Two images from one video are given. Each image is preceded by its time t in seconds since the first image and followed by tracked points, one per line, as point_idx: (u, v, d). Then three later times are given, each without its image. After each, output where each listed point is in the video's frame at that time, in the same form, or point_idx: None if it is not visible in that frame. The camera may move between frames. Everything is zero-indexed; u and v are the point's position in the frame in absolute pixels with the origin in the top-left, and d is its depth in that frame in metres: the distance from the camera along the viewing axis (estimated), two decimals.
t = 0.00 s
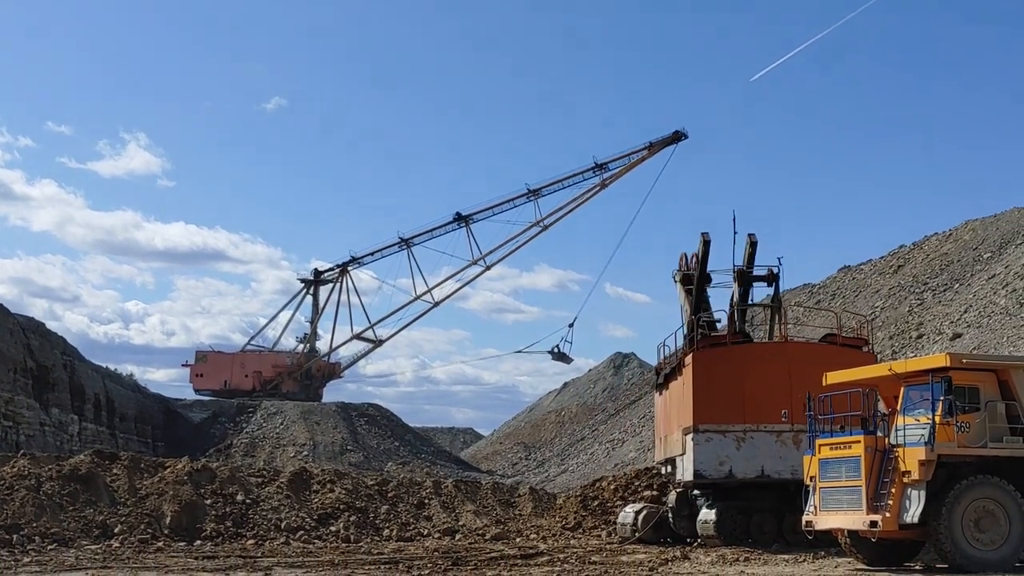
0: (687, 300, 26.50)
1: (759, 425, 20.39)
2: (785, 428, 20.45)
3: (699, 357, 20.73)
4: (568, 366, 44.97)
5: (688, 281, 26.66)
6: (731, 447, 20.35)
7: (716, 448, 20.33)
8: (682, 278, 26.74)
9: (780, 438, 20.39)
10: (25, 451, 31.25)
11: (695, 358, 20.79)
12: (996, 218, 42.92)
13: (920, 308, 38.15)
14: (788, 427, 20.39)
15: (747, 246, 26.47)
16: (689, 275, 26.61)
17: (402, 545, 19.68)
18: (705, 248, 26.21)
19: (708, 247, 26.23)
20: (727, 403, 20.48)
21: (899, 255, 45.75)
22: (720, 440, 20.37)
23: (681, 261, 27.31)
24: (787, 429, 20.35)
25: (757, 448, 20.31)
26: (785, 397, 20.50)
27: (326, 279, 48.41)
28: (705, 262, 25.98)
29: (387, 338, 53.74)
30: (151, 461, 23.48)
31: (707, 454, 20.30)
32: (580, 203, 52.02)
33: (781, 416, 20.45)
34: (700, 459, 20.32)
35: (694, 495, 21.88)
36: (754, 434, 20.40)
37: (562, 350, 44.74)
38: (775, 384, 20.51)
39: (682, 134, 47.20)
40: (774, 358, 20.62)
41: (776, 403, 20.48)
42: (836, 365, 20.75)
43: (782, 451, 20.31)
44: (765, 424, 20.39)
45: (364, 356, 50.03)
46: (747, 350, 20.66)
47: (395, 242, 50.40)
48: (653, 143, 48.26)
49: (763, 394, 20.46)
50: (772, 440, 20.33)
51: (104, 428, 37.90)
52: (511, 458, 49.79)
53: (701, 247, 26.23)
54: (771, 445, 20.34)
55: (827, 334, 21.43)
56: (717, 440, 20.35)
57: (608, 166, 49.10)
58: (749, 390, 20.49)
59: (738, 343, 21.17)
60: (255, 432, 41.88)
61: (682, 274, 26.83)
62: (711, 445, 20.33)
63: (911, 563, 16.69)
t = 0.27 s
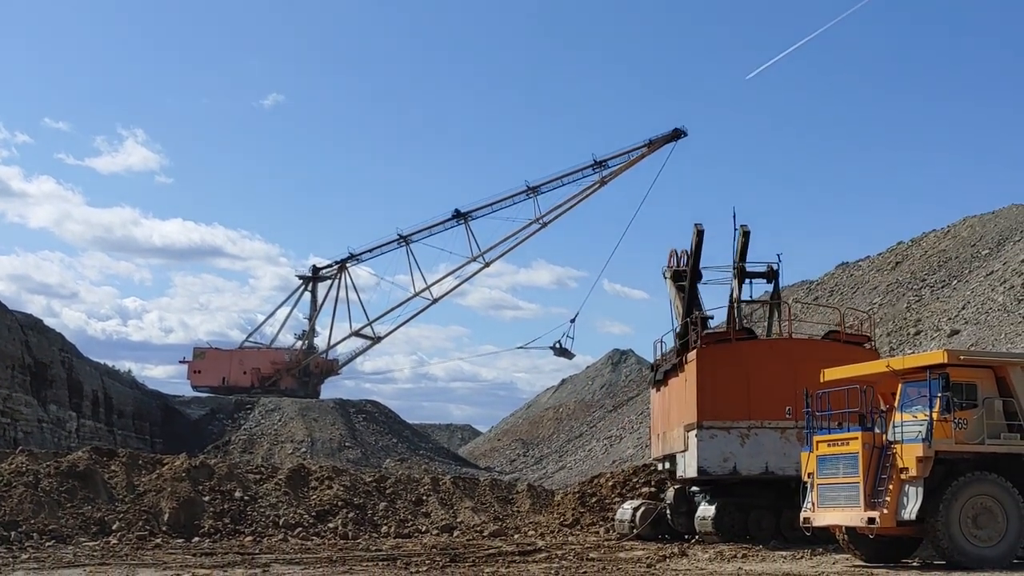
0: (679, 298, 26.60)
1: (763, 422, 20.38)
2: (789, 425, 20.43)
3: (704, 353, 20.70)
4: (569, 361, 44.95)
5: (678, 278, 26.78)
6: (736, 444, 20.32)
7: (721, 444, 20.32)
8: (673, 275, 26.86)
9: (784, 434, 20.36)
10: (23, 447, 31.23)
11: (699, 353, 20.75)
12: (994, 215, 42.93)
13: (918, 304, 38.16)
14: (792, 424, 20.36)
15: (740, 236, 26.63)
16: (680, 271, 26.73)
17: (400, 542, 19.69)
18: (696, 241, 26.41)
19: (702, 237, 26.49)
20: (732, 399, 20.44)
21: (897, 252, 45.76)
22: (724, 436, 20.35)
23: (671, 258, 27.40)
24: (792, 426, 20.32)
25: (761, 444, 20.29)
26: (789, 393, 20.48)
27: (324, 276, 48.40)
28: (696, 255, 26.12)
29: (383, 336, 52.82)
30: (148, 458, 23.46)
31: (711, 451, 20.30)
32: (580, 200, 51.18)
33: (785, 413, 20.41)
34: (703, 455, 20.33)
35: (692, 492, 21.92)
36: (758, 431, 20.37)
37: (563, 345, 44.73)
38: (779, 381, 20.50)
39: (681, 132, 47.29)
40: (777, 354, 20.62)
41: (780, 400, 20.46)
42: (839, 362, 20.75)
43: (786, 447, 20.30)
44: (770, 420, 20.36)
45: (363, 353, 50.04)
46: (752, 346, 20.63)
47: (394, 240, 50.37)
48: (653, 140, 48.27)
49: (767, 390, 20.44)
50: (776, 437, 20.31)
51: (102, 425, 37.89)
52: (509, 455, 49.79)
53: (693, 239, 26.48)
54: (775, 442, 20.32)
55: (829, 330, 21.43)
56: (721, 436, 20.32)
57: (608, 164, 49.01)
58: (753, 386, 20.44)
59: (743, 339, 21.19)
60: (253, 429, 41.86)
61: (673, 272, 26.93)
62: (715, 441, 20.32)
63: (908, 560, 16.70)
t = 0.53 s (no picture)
0: (673, 294, 26.67)
1: (766, 419, 20.37)
2: (793, 422, 20.40)
3: (705, 350, 20.69)
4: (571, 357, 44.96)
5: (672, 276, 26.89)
6: (738, 441, 20.32)
7: (724, 441, 20.32)
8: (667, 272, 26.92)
9: (787, 431, 20.35)
10: (22, 444, 31.24)
11: (701, 350, 20.74)
12: (993, 212, 42.92)
13: (917, 301, 38.15)
14: (795, 420, 20.34)
15: (734, 228, 26.81)
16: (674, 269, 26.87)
17: (399, 538, 19.72)
18: (690, 234, 26.50)
19: (696, 229, 26.49)
20: (734, 396, 20.43)
21: (896, 249, 45.74)
22: (728, 433, 20.33)
23: (664, 256, 27.53)
24: (795, 422, 20.30)
25: (764, 441, 20.28)
26: (793, 390, 20.46)
27: (324, 273, 48.38)
28: (691, 250, 26.24)
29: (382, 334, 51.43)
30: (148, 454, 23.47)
31: (714, 448, 20.30)
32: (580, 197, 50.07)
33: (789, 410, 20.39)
34: (706, 452, 20.33)
35: (690, 488, 21.95)
36: (761, 428, 20.36)
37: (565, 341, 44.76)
38: (781, 378, 20.50)
39: (681, 129, 47.33)
40: (778, 351, 20.61)
41: (783, 397, 20.45)
42: (843, 359, 20.74)
43: (789, 444, 20.29)
44: (773, 417, 20.35)
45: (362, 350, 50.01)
46: (755, 344, 20.62)
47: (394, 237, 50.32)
48: (653, 137, 48.25)
49: (769, 388, 20.43)
50: (779, 433, 20.29)
51: (101, 422, 37.92)
52: (508, 451, 49.80)
53: (688, 230, 26.56)
54: (778, 439, 20.31)
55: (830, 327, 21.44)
56: (724, 433, 20.32)
57: (607, 161, 49.04)
58: (755, 384, 20.42)
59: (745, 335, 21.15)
60: (252, 426, 41.86)
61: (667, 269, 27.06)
62: (718, 438, 20.32)
63: (907, 557, 16.72)
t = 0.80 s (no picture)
0: (670, 292, 26.60)
1: (766, 416, 20.38)
2: (793, 419, 20.41)
3: (705, 347, 20.69)
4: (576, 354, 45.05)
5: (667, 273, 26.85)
6: (739, 438, 20.33)
7: (725, 439, 20.33)
8: (663, 269, 26.88)
9: (788, 429, 20.37)
10: (21, 442, 31.24)
11: (702, 348, 20.74)
12: (992, 210, 42.91)
13: (916, 298, 38.16)
14: (796, 418, 20.35)
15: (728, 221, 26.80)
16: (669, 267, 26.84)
17: (398, 535, 19.73)
18: (686, 230, 26.45)
19: (690, 223, 26.46)
20: (735, 393, 20.44)
21: (895, 247, 45.74)
22: (730, 430, 20.34)
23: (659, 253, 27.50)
24: (796, 420, 20.31)
25: (765, 438, 20.30)
26: (793, 387, 20.47)
27: (323, 271, 48.39)
28: (687, 246, 26.23)
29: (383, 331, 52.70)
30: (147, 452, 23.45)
31: (715, 445, 20.31)
32: (579, 196, 51.34)
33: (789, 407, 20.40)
34: (707, 450, 20.34)
35: (688, 485, 21.92)
36: (762, 425, 20.37)
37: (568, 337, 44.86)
38: (782, 375, 20.51)
39: (680, 128, 47.41)
40: (778, 347, 20.63)
41: (783, 394, 20.47)
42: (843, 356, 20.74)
43: (790, 441, 20.31)
44: (773, 415, 20.36)
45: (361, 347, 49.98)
46: (755, 341, 20.62)
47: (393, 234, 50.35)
48: (653, 136, 48.28)
49: (769, 385, 20.44)
50: (780, 431, 20.31)
51: (101, 420, 37.93)
52: (507, 449, 49.79)
53: (683, 225, 26.51)
54: (779, 436, 20.32)
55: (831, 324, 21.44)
56: (725, 430, 20.32)
57: (607, 159, 49.10)
58: (756, 381, 20.42)
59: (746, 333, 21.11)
60: (251, 423, 41.86)
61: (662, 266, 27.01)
62: (719, 435, 20.32)
63: (906, 554, 16.74)
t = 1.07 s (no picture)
0: (670, 288, 26.60)
1: (766, 414, 20.39)
2: (793, 417, 20.42)
3: (705, 345, 20.67)
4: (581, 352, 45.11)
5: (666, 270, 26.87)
6: (739, 436, 20.33)
7: (725, 436, 20.33)
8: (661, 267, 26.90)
9: (788, 426, 20.38)
10: (21, 440, 31.24)
11: (701, 346, 20.73)
12: (992, 207, 42.90)
13: (916, 296, 38.15)
14: (795, 415, 20.35)
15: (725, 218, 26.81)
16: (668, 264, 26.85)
17: (398, 534, 19.71)
18: (682, 225, 26.49)
19: (687, 219, 26.47)
20: (735, 391, 20.44)
21: (895, 244, 45.72)
22: (730, 428, 20.35)
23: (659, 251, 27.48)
24: (795, 417, 20.32)
25: (764, 436, 20.30)
26: (793, 385, 20.47)
27: (323, 269, 48.38)
28: (684, 242, 26.23)
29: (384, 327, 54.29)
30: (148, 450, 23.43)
31: (715, 443, 20.31)
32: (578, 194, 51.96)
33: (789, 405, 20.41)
34: (707, 447, 20.34)
35: (688, 481, 21.93)
36: (762, 423, 20.38)
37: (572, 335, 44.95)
38: (781, 373, 20.51)
39: (681, 126, 47.51)
40: (777, 345, 20.63)
41: (783, 392, 20.46)
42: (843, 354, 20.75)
43: (789, 439, 20.32)
44: (773, 413, 20.37)
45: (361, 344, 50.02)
46: (754, 339, 20.62)
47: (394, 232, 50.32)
48: (653, 135, 48.28)
49: (769, 383, 20.44)
50: (780, 428, 20.31)
51: (100, 418, 37.92)
52: (507, 447, 49.80)
53: (679, 220, 26.54)
54: (779, 434, 20.32)
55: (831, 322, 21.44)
56: (725, 428, 20.33)
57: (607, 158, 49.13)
58: (756, 379, 20.43)
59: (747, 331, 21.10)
60: (251, 421, 41.84)
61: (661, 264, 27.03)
62: (719, 433, 20.33)
63: (906, 551, 16.74)
